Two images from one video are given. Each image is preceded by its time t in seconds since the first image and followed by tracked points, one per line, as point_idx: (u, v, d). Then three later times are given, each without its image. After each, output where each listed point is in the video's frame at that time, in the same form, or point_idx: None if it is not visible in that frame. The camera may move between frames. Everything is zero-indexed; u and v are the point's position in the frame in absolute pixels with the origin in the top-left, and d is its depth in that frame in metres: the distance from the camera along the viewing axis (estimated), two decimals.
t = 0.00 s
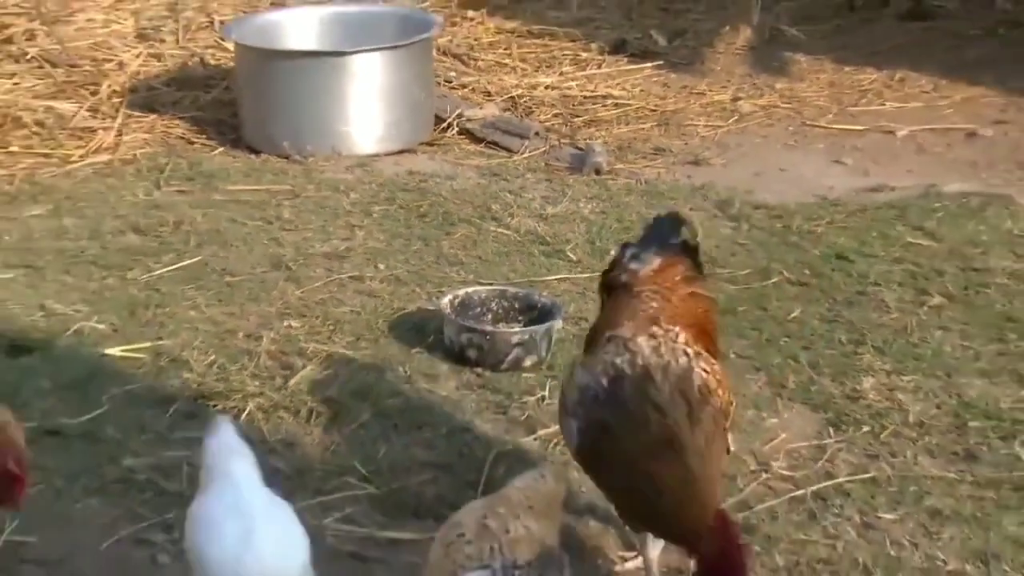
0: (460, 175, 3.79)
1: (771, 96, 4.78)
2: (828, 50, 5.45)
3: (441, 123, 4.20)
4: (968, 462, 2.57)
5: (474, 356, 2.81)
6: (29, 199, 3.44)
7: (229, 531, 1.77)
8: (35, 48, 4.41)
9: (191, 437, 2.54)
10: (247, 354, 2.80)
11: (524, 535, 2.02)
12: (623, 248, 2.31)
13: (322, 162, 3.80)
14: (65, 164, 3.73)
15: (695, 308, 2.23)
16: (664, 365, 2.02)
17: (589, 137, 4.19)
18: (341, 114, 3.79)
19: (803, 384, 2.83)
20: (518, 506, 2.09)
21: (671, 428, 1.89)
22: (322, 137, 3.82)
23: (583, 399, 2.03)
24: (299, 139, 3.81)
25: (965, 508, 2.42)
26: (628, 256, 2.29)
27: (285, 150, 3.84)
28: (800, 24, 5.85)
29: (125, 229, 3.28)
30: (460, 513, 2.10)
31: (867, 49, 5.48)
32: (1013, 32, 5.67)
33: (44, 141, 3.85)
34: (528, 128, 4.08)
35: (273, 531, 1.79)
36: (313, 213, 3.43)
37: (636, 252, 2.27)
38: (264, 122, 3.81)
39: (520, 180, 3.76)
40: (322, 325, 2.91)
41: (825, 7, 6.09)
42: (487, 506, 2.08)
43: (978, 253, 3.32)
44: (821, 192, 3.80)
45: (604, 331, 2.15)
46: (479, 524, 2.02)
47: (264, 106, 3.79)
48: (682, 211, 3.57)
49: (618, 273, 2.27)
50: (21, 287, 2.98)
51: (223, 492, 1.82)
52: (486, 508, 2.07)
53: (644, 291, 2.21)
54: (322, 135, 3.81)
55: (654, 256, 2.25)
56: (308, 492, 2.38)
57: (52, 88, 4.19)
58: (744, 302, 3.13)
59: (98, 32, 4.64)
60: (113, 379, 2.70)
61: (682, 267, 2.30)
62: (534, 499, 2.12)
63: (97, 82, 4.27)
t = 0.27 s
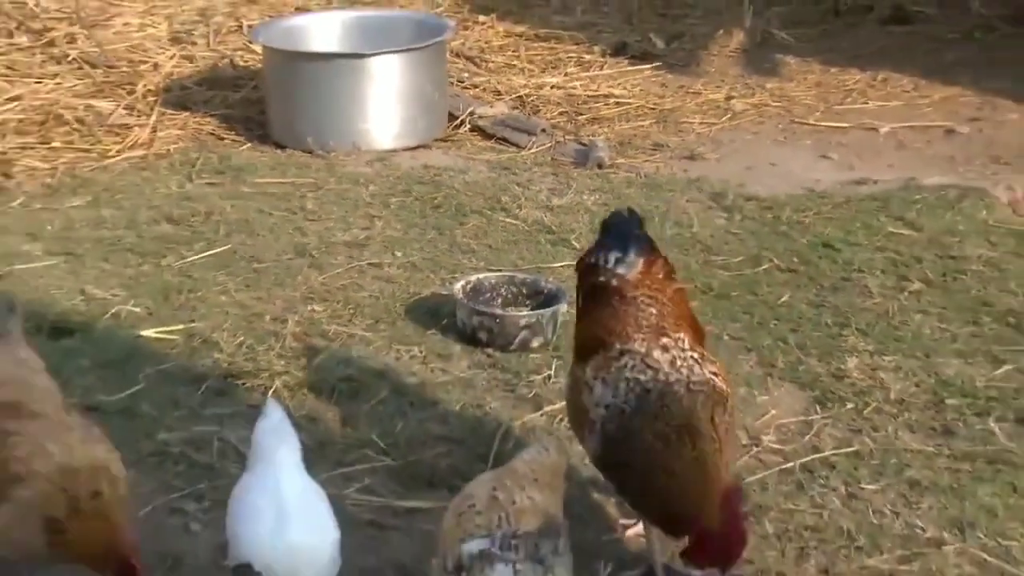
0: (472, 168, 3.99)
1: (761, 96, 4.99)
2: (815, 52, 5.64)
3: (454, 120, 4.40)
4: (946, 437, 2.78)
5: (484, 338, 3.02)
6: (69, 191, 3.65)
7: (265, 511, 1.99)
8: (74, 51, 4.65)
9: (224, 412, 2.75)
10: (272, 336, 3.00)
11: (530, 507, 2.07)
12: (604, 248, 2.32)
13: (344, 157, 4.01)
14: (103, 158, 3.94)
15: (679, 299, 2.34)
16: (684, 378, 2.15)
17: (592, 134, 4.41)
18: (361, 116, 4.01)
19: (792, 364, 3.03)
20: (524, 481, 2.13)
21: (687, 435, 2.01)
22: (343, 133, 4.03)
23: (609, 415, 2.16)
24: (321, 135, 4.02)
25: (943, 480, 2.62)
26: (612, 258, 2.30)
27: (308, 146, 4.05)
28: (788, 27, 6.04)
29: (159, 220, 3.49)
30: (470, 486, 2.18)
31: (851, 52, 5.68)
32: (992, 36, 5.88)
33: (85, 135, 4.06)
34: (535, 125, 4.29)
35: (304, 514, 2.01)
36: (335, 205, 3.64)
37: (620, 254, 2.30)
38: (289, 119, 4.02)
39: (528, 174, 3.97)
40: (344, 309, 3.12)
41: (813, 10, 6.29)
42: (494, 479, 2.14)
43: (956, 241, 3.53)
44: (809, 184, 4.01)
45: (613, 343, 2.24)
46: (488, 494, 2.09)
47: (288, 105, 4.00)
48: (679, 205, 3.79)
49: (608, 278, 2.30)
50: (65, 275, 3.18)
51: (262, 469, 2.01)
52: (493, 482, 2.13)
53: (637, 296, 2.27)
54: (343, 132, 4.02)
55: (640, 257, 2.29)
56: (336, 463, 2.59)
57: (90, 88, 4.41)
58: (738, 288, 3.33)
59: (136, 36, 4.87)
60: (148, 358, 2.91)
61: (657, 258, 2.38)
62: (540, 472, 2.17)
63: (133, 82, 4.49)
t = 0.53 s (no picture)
0: (481, 163, 4.22)
1: (752, 95, 5.21)
2: (801, 54, 5.87)
3: (465, 117, 4.63)
4: (924, 414, 2.99)
5: (494, 320, 3.23)
6: (106, 183, 3.87)
7: (290, 485, 2.06)
8: (111, 53, 4.87)
9: (251, 389, 2.96)
10: (295, 319, 3.23)
11: (535, 479, 2.22)
12: (602, 248, 2.63)
13: (364, 151, 4.26)
14: (138, 153, 4.16)
15: (670, 295, 2.64)
16: (685, 374, 2.40)
17: (594, 130, 4.64)
18: (378, 114, 4.24)
19: (781, 346, 3.25)
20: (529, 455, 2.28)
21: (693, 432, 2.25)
22: (363, 130, 4.26)
23: (618, 412, 2.37)
24: (342, 133, 4.26)
25: (922, 454, 2.83)
26: (610, 256, 2.62)
27: (330, 143, 4.29)
28: (776, 31, 6.26)
29: (188, 210, 3.73)
30: (479, 460, 2.33)
31: (834, 54, 5.91)
32: (969, 39, 6.12)
33: (121, 132, 4.28)
34: (541, 123, 4.53)
35: (331, 485, 2.08)
36: (354, 198, 3.86)
37: (618, 254, 2.61)
38: (312, 118, 4.26)
39: (534, 168, 4.20)
40: (362, 294, 3.34)
41: (800, 13, 6.51)
42: (501, 454, 2.29)
43: (933, 230, 3.75)
44: (796, 177, 4.24)
45: (615, 337, 2.48)
46: (495, 468, 2.25)
47: (310, 105, 4.23)
48: (676, 196, 4.01)
49: (607, 275, 2.60)
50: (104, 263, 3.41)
51: (286, 445, 2.10)
52: (501, 456, 2.28)
53: (634, 290, 2.56)
54: (362, 129, 4.26)
55: (636, 255, 2.60)
56: (359, 434, 2.80)
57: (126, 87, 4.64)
58: (730, 275, 3.55)
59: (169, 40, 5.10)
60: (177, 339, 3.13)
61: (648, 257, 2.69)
62: (544, 446, 2.31)
63: (166, 82, 4.72)
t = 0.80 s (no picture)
0: (490, 157, 4.45)
1: (745, 95, 5.43)
2: (791, 56, 6.09)
3: (474, 115, 4.86)
4: (905, 393, 3.21)
5: (502, 305, 3.45)
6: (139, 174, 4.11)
7: (313, 468, 2.20)
8: (143, 55, 5.09)
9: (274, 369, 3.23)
10: (316, 304, 3.47)
11: (538, 459, 2.33)
12: (596, 240, 2.91)
13: (381, 146, 4.47)
14: (170, 148, 4.38)
15: (660, 281, 2.91)
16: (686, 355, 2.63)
17: (596, 126, 4.86)
18: (393, 111, 4.46)
19: (772, 330, 3.46)
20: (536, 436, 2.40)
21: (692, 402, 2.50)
22: (379, 126, 4.48)
23: (628, 395, 2.59)
24: (360, 128, 4.48)
25: (902, 431, 3.05)
26: (603, 249, 2.90)
27: (349, 138, 4.51)
28: (766, 34, 6.48)
29: (216, 203, 3.90)
30: (489, 438, 2.47)
31: (821, 56, 6.13)
32: (947, 42, 6.36)
33: (153, 130, 4.51)
34: (546, 120, 4.76)
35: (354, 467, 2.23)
36: (370, 191, 4.08)
37: (610, 243, 2.90)
38: (331, 115, 4.48)
39: (540, 162, 4.42)
40: (378, 281, 3.56)
41: (789, 16, 6.74)
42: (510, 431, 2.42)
43: (914, 222, 3.98)
44: (786, 172, 4.46)
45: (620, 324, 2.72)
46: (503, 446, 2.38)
47: (329, 102, 4.45)
48: (673, 189, 4.24)
49: (602, 266, 2.88)
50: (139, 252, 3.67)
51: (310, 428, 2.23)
52: (509, 435, 2.40)
53: (628, 278, 2.83)
54: (378, 125, 4.48)
55: (627, 246, 2.89)
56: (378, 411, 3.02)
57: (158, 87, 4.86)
58: (723, 263, 3.77)
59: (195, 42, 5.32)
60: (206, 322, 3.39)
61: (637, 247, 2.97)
62: (547, 428, 2.41)
63: (195, 82, 4.94)
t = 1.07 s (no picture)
0: (496, 150, 4.73)
1: (735, 92, 5.69)
2: (778, 55, 6.35)
3: (483, 110, 5.14)
4: (884, 369, 3.46)
5: (508, 287, 3.69)
6: (166, 167, 4.42)
7: (332, 441, 2.41)
8: (172, 54, 5.40)
9: (295, 348, 3.45)
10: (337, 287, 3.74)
11: (541, 437, 2.55)
12: (598, 235, 3.23)
13: (395, 139, 4.75)
14: (198, 141, 4.67)
15: (657, 272, 3.19)
16: (677, 338, 2.85)
17: (596, 120, 5.14)
18: (406, 107, 4.74)
19: (760, 312, 3.71)
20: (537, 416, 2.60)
21: (680, 381, 2.72)
22: (392, 121, 4.75)
23: (621, 375, 2.81)
24: (375, 123, 4.75)
25: (882, 406, 3.30)
26: (604, 241, 3.21)
27: (364, 132, 4.78)
28: (755, 35, 6.73)
29: (241, 191, 4.27)
30: (495, 416, 2.67)
31: (807, 56, 6.38)
32: (924, 43, 6.63)
33: (182, 124, 4.80)
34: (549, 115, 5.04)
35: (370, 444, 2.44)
36: (386, 181, 4.34)
37: (611, 238, 3.21)
38: (348, 110, 4.75)
39: (543, 155, 4.69)
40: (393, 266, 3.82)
41: (776, 18, 7.01)
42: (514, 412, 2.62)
43: (893, 210, 4.24)
44: (773, 163, 4.72)
45: (617, 308, 2.97)
46: (506, 426, 2.58)
47: (346, 98, 4.73)
48: (668, 180, 4.51)
49: (604, 257, 3.18)
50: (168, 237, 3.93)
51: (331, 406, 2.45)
52: (512, 416, 2.61)
53: (627, 267, 3.13)
54: (392, 120, 4.75)
55: (626, 238, 3.20)
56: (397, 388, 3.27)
57: (185, 84, 5.15)
58: (714, 250, 4.02)
59: (218, 41, 5.63)
60: (231, 304, 3.63)
61: (636, 242, 3.28)
62: (551, 406, 2.64)
63: (223, 78, 5.23)
